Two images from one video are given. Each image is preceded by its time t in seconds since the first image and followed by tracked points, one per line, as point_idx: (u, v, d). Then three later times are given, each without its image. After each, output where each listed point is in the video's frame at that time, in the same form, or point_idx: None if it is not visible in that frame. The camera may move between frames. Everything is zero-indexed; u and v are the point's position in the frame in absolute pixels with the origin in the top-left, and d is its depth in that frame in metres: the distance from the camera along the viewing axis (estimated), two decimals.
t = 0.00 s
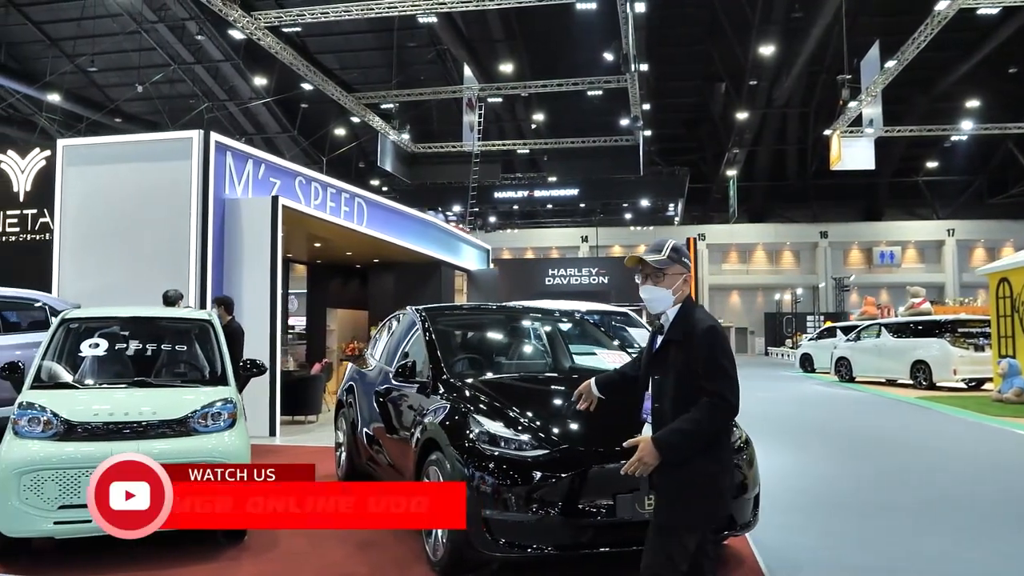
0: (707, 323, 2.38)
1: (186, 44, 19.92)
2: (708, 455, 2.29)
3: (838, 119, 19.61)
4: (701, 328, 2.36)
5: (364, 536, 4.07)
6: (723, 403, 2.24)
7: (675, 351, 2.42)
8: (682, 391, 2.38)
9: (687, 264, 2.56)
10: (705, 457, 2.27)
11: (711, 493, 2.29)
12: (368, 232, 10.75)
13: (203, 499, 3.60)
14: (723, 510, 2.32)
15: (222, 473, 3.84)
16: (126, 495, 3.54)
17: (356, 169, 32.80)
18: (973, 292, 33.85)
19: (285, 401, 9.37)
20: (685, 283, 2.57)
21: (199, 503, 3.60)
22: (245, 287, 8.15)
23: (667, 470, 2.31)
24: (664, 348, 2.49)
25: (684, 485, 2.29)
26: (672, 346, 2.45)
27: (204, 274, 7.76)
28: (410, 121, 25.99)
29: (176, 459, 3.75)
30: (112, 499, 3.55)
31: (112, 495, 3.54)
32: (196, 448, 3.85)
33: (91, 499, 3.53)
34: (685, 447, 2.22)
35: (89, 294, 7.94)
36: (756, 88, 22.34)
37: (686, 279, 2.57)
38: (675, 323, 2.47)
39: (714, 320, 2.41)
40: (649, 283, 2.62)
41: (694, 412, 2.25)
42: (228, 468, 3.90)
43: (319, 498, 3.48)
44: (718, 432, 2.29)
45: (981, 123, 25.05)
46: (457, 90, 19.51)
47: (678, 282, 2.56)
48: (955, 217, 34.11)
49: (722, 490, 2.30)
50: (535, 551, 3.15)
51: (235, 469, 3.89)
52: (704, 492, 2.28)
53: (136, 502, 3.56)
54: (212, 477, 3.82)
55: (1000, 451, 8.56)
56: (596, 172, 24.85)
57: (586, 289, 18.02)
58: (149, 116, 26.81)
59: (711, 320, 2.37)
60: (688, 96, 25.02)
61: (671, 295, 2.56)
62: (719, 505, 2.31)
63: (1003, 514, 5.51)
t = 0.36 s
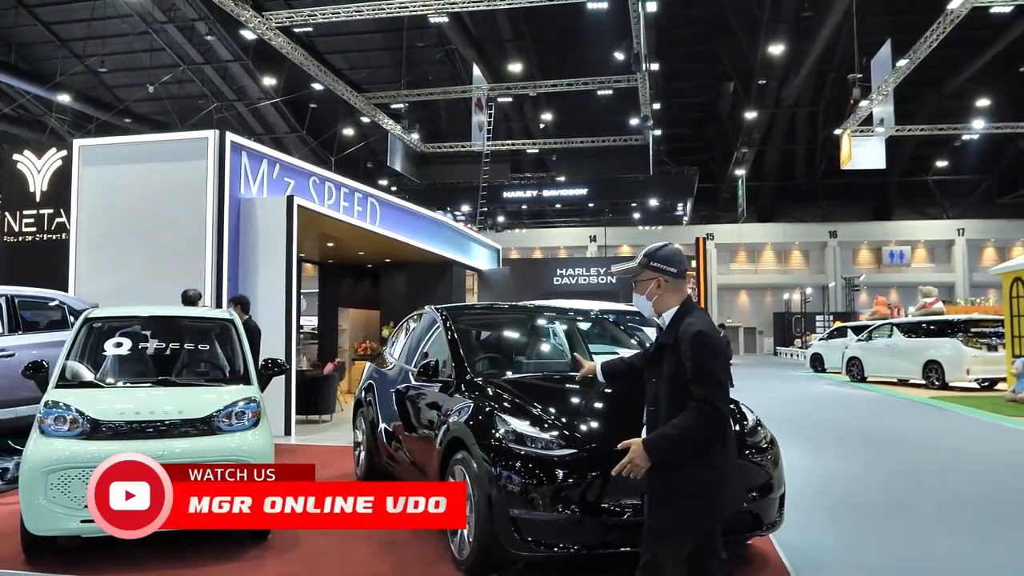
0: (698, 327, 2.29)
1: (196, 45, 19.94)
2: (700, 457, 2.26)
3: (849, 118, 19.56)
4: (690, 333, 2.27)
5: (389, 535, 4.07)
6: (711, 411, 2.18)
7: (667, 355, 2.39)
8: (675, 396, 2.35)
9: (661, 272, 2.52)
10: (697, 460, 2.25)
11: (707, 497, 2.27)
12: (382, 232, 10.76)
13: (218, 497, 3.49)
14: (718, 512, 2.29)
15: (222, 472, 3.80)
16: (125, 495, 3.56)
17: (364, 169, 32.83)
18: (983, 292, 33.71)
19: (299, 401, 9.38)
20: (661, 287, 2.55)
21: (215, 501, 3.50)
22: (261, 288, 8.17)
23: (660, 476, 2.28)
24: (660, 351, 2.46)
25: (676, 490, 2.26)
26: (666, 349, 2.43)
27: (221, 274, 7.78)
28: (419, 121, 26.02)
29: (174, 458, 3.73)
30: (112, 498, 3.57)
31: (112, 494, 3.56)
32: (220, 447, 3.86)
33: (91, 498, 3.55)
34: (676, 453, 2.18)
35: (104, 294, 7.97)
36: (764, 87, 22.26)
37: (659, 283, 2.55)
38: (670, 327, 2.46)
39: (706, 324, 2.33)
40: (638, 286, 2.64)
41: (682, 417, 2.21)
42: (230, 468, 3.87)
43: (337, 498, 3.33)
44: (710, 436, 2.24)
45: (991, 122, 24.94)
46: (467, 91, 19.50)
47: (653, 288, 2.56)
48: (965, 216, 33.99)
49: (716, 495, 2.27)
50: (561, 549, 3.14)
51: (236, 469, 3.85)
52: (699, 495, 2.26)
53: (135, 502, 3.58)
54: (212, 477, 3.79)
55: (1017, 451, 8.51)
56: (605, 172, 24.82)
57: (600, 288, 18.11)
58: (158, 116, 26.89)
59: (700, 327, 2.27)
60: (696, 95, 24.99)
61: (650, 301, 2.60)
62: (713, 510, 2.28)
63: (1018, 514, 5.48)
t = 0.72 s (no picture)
0: (679, 326, 2.31)
1: (205, 45, 19.93)
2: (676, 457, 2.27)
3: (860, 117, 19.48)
4: (671, 332, 2.30)
5: (413, 535, 4.08)
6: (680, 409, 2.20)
7: (651, 351, 2.43)
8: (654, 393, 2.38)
9: (652, 264, 2.57)
10: (671, 459, 2.25)
11: (684, 496, 2.26)
12: (394, 231, 10.76)
13: (217, 498, 3.71)
14: (695, 513, 2.28)
15: (224, 472, 3.78)
16: (125, 495, 3.61)
17: (373, 169, 32.86)
18: (993, 292, 33.55)
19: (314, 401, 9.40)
20: (656, 282, 2.61)
21: (214, 501, 3.71)
22: (275, 288, 8.18)
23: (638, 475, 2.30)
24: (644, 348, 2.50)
25: (653, 488, 2.27)
26: (650, 346, 2.46)
27: (236, 274, 7.78)
28: (428, 121, 26.01)
29: (174, 458, 3.69)
30: (112, 498, 3.62)
31: (112, 494, 3.61)
32: (243, 447, 3.85)
33: (91, 498, 3.59)
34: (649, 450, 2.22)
35: (119, 294, 7.99)
36: (774, 87, 22.14)
37: (654, 277, 2.61)
38: (656, 322, 2.50)
39: (690, 322, 2.35)
40: (634, 280, 2.70)
41: (658, 415, 2.25)
42: (229, 468, 3.81)
43: (336, 499, 3.74)
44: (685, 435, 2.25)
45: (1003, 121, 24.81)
46: (476, 91, 19.46)
47: (647, 282, 2.62)
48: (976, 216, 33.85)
49: (692, 494, 2.27)
50: (589, 550, 3.13)
51: (236, 469, 3.80)
52: (677, 495, 2.25)
53: (135, 502, 3.63)
54: (212, 477, 3.76)
55: None
56: (613, 171, 24.73)
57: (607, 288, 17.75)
58: (167, 117, 26.94)
59: (682, 325, 2.29)
60: (706, 95, 24.94)
61: (644, 296, 2.66)
62: (691, 509, 2.27)
63: None
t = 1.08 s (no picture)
0: (682, 326, 2.27)
1: (214, 46, 19.96)
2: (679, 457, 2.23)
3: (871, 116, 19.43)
4: (673, 331, 2.26)
5: (437, 535, 4.07)
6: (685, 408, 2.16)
7: (654, 351, 2.38)
8: (657, 393, 2.33)
9: (651, 265, 2.49)
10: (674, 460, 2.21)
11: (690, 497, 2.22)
12: (407, 231, 10.75)
13: (218, 498, 3.63)
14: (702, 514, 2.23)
15: (223, 472, 3.72)
16: (125, 495, 3.59)
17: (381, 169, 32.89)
18: (1003, 292, 33.39)
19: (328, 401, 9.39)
20: (655, 281, 2.53)
21: (215, 501, 3.63)
22: (291, 287, 8.17)
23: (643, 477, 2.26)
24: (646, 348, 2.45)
25: (656, 489, 2.22)
26: (653, 346, 2.41)
27: (251, 274, 7.79)
28: (437, 121, 26.02)
29: (177, 458, 3.66)
30: (112, 498, 3.61)
31: (113, 494, 3.61)
32: (266, 445, 3.84)
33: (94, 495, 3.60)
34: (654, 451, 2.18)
35: (133, 292, 8.01)
36: (783, 85, 22.03)
37: (654, 277, 2.53)
38: (658, 323, 2.44)
39: (693, 320, 2.30)
40: (636, 279, 2.62)
41: (662, 416, 2.20)
42: (229, 468, 3.76)
43: (336, 499, 3.62)
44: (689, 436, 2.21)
45: (1013, 120, 24.69)
46: (485, 90, 19.46)
47: (646, 281, 2.54)
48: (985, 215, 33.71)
49: (698, 496, 2.22)
50: (619, 550, 3.12)
51: (236, 468, 3.74)
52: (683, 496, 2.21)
53: (136, 502, 3.60)
54: (212, 478, 3.71)
55: None
56: (623, 170, 24.67)
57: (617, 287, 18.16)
58: (176, 117, 27.00)
59: (685, 325, 2.26)
60: (714, 94, 24.89)
61: (646, 297, 2.58)
62: (696, 511, 2.22)
63: None
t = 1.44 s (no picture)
0: (671, 328, 2.30)
1: (221, 46, 19.93)
2: (676, 456, 2.27)
3: (880, 115, 19.36)
4: (665, 333, 2.29)
5: (462, 537, 4.07)
6: (680, 408, 2.19)
7: (647, 355, 2.41)
8: (653, 394, 2.35)
9: (646, 275, 2.52)
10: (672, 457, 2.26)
11: (690, 493, 2.25)
12: (419, 231, 10.75)
13: (217, 498, 3.63)
14: (703, 509, 2.26)
15: (223, 472, 3.67)
16: (125, 495, 3.58)
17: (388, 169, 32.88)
18: (1013, 292, 33.27)
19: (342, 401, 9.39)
20: (645, 289, 2.56)
21: (214, 501, 3.63)
22: (306, 287, 8.18)
23: (645, 477, 2.30)
24: (640, 352, 2.46)
25: (658, 485, 2.27)
26: (647, 349, 2.44)
27: (266, 275, 7.79)
28: (444, 122, 26.00)
29: (176, 458, 3.62)
30: (112, 498, 3.62)
31: (113, 493, 3.62)
32: (288, 447, 3.81)
33: (97, 494, 3.62)
34: (652, 450, 2.21)
35: (149, 293, 8.06)
36: (791, 85, 21.95)
37: (644, 283, 2.55)
38: (651, 325, 2.47)
39: (684, 322, 2.33)
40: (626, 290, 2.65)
41: (659, 415, 2.23)
42: (229, 467, 3.71)
43: (335, 499, 3.72)
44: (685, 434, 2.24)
45: None
46: (494, 90, 19.43)
47: (637, 290, 2.56)
48: (994, 215, 33.58)
49: (696, 492, 2.26)
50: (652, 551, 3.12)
51: (235, 469, 3.69)
52: (683, 492, 2.25)
53: (136, 502, 3.59)
54: (212, 477, 3.67)
55: None
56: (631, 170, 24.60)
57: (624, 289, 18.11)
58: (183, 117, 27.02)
59: (677, 326, 2.29)
60: (722, 94, 24.84)
61: (635, 303, 2.61)
62: (698, 506, 2.26)
63: None
